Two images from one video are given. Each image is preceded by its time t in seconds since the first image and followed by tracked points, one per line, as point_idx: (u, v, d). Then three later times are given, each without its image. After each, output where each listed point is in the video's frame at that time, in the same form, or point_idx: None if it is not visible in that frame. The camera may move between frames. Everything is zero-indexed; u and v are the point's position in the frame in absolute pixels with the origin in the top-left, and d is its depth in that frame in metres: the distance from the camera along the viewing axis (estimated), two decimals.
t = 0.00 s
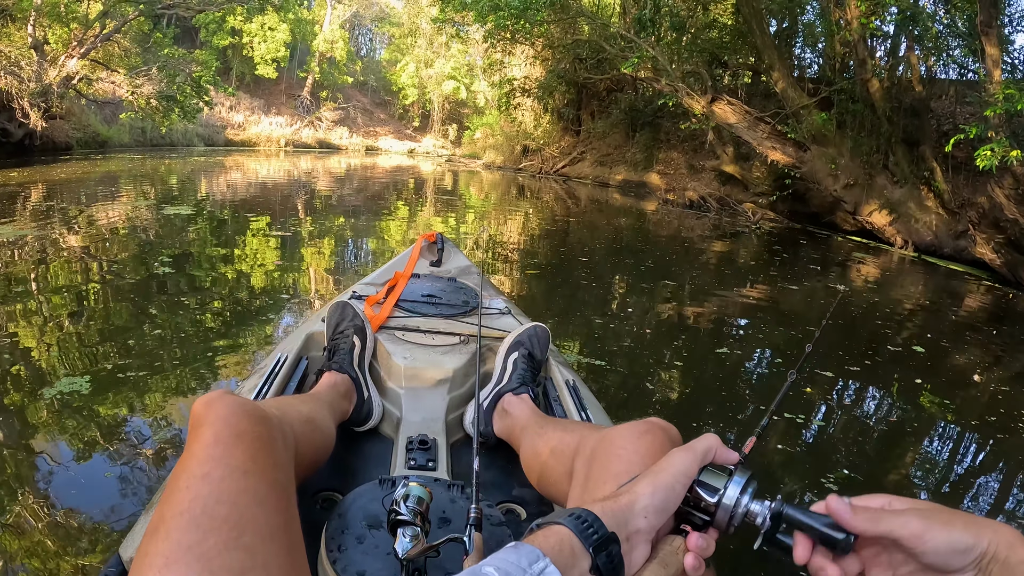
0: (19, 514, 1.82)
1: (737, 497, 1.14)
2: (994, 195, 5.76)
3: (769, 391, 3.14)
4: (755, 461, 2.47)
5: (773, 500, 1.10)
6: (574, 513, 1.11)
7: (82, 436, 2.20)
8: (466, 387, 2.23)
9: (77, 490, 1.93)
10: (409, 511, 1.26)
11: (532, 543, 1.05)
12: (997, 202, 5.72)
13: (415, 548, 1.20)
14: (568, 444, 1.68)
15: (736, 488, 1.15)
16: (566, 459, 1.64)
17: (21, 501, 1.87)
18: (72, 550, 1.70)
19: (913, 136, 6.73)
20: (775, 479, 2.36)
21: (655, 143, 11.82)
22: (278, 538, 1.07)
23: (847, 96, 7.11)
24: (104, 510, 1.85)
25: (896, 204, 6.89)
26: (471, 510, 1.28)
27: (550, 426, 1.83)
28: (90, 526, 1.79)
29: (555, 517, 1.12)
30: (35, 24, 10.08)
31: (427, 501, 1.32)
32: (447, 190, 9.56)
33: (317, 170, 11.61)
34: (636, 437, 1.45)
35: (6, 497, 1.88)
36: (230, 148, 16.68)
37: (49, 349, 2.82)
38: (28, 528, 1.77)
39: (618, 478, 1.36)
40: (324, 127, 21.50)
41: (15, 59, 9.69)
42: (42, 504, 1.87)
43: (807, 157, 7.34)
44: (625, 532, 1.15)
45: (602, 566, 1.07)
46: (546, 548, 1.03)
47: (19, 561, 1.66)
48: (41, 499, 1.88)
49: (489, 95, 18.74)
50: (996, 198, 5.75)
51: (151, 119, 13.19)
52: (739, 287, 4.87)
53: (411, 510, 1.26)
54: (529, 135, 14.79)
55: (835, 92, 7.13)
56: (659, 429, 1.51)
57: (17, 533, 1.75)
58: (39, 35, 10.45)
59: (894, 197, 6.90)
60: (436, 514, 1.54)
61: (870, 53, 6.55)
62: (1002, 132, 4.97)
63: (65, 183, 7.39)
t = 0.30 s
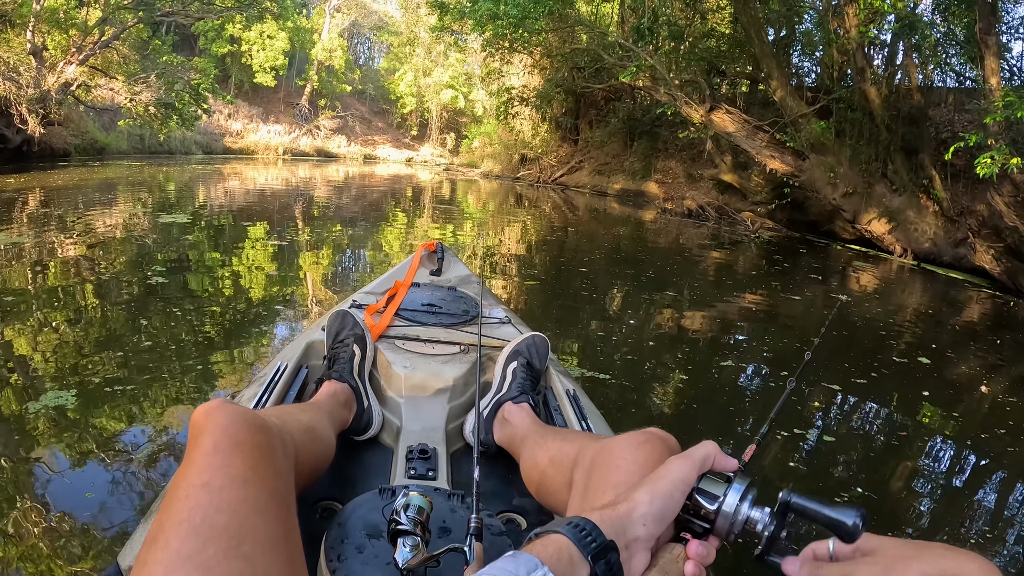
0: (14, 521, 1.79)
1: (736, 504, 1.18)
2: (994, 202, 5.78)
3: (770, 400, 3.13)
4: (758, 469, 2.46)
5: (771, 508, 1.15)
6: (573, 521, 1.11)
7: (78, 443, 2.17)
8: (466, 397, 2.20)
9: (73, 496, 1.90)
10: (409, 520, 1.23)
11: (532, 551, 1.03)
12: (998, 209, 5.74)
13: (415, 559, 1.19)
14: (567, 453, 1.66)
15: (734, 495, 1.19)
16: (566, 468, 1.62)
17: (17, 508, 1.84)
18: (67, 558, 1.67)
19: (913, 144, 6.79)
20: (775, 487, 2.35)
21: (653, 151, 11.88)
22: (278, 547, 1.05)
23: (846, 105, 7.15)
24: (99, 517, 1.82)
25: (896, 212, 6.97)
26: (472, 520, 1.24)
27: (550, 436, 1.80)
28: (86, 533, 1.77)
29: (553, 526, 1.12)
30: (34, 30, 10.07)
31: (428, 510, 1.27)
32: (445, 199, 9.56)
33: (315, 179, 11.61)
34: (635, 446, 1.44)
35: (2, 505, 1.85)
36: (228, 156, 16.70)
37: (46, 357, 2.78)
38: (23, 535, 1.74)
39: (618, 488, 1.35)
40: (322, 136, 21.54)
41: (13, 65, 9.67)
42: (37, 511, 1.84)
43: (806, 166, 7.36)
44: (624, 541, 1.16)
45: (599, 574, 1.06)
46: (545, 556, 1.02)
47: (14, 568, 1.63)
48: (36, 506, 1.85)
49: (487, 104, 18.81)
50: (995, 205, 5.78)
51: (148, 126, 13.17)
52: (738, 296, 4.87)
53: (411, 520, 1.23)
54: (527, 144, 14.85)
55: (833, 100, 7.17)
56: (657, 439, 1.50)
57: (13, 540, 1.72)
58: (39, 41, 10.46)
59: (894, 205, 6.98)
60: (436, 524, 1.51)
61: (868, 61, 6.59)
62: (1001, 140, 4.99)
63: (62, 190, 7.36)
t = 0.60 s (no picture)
0: (8, 527, 1.76)
1: (723, 498, 1.16)
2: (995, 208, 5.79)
3: (770, 406, 3.11)
4: (760, 474, 2.44)
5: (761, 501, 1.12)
6: (562, 523, 1.10)
7: (74, 449, 2.14)
8: (466, 403, 2.18)
9: (69, 503, 1.87)
10: (407, 528, 1.21)
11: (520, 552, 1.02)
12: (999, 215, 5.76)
13: (414, 566, 1.17)
14: (566, 460, 1.64)
15: (721, 489, 1.17)
16: (564, 476, 1.60)
17: (10, 514, 1.81)
18: (62, 566, 1.64)
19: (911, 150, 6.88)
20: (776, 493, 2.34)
21: (651, 158, 11.92)
22: (277, 555, 1.03)
23: (844, 112, 7.19)
24: (94, 525, 1.79)
25: (895, 219, 7.00)
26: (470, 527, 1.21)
27: (549, 443, 1.78)
28: (81, 541, 1.74)
29: (542, 527, 1.10)
30: (32, 35, 10.03)
31: (428, 517, 1.27)
32: (443, 206, 9.57)
33: (313, 185, 11.59)
34: (632, 453, 1.43)
35: None
36: (226, 161, 16.70)
37: (42, 363, 2.74)
38: (17, 542, 1.71)
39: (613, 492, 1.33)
40: (320, 142, 21.56)
41: (11, 69, 9.64)
42: (32, 517, 1.81)
43: (804, 173, 7.39)
44: (614, 542, 1.15)
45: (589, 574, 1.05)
46: (536, 558, 1.01)
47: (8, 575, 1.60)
48: (31, 513, 1.82)
49: (486, 111, 18.88)
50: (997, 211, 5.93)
51: (146, 131, 13.14)
52: (737, 303, 4.87)
53: (410, 527, 1.21)
54: (525, 150, 14.89)
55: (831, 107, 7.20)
56: (654, 446, 1.49)
57: (7, 547, 1.69)
58: (37, 45, 10.42)
59: (893, 212, 7.00)
60: (435, 532, 1.49)
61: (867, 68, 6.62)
62: (1001, 146, 5.02)
63: (59, 194, 7.32)
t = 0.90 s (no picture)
0: (6, 532, 1.73)
1: (717, 497, 1.16)
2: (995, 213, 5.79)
3: (772, 410, 3.10)
4: (763, 480, 2.43)
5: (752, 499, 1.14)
6: (557, 525, 1.08)
7: (72, 454, 2.11)
8: (467, 408, 2.16)
9: (67, 508, 1.85)
10: (411, 533, 1.18)
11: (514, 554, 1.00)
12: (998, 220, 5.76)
13: (418, 571, 1.12)
14: (567, 466, 1.63)
15: (714, 488, 1.17)
16: (565, 481, 1.58)
17: (7, 519, 1.78)
18: (58, 570, 1.62)
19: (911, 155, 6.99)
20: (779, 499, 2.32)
21: (650, 162, 11.94)
22: (279, 561, 1.01)
23: (843, 116, 7.20)
24: (92, 529, 1.77)
25: (894, 224, 7.09)
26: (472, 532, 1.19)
27: (550, 449, 1.77)
28: (79, 546, 1.71)
29: (537, 530, 1.08)
30: (30, 37, 10.00)
31: (429, 521, 1.23)
32: (442, 210, 9.57)
33: (311, 188, 11.58)
34: (633, 458, 1.41)
35: None
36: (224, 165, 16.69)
37: (39, 367, 2.71)
38: (13, 546, 1.69)
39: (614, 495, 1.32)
40: (319, 146, 21.57)
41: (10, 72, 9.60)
42: (29, 522, 1.78)
43: (804, 177, 7.39)
44: (608, 543, 1.12)
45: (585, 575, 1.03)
46: (530, 560, 0.99)
47: None
48: (29, 517, 1.80)
49: (485, 115, 18.91)
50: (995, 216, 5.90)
51: (145, 135, 13.11)
52: (737, 308, 4.86)
53: (413, 531, 1.18)
54: (524, 155, 14.91)
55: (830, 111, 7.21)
56: (653, 449, 1.47)
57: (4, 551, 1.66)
58: (35, 47, 10.40)
59: (893, 216, 7.08)
60: (437, 537, 1.47)
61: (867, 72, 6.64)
62: (1002, 150, 5.03)
63: (58, 197, 7.29)
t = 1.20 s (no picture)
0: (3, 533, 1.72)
1: (720, 503, 1.16)
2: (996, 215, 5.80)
3: (772, 412, 3.11)
4: (765, 483, 2.43)
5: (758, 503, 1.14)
6: (560, 528, 1.07)
7: (71, 455, 2.10)
8: (468, 408, 2.15)
9: (66, 509, 1.83)
10: (412, 533, 1.16)
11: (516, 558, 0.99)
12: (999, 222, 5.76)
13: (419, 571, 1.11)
14: (568, 467, 1.62)
15: (719, 494, 1.17)
16: (566, 482, 1.58)
17: (5, 521, 1.77)
18: (56, 571, 1.60)
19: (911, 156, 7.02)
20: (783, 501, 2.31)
21: (649, 164, 11.95)
22: (279, 563, 1.00)
23: (844, 117, 7.21)
24: (90, 531, 1.75)
25: (895, 225, 7.09)
26: (474, 533, 1.18)
27: (551, 450, 1.76)
28: (78, 547, 1.70)
29: (539, 533, 1.08)
30: (29, 37, 9.99)
31: (431, 522, 1.22)
32: (441, 211, 9.57)
33: (310, 189, 11.58)
34: (634, 460, 1.41)
35: None
36: (223, 166, 16.68)
37: (37, 368, 2.70)
38: (12, 548, 1.67)
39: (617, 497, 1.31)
40: (317, 147, 21.55)
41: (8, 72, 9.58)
42: (27, 523, 1.77)
43: (804, 178, 7.40)
44: (611, 546, 1.11)
45: None
46: (534, 563, 0.98)
47: None
48: (27, 519, 1.78)
49: (484, 117, 18.98)
50: (996, 217, 5.90)
51: (143, 135, 13.10)
52: (738, 309, 4.87)
53: (415, 532, 1.17)
54: (523, 156, 14.92)
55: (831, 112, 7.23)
56: (655, 450, 1.47)
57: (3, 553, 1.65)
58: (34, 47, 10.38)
59: (894, 218, 7.09)
60: (438, 537, 1.46)
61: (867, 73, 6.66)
62: (1004, 151, 5.04)
63: (56, 198, 7.27)
